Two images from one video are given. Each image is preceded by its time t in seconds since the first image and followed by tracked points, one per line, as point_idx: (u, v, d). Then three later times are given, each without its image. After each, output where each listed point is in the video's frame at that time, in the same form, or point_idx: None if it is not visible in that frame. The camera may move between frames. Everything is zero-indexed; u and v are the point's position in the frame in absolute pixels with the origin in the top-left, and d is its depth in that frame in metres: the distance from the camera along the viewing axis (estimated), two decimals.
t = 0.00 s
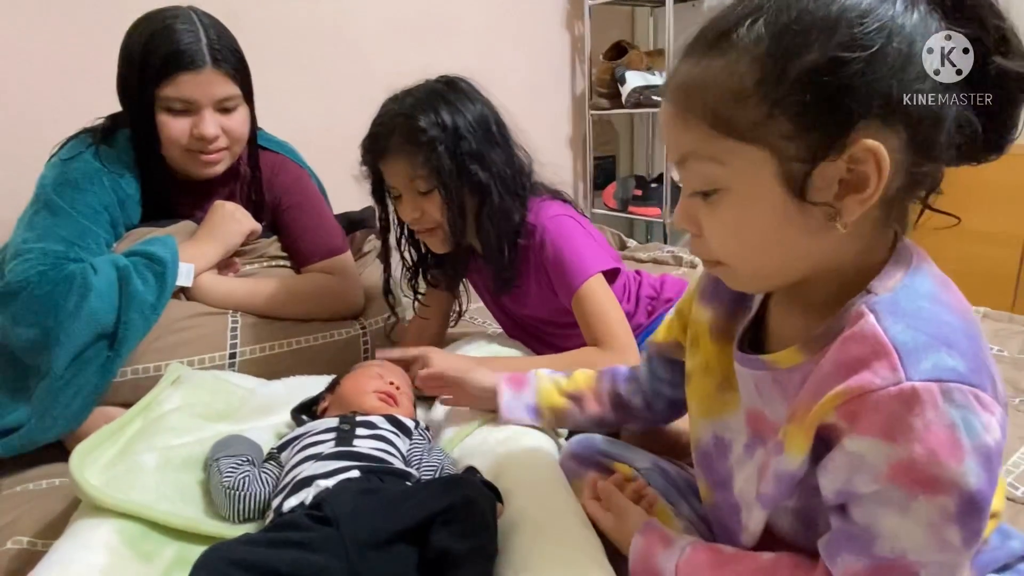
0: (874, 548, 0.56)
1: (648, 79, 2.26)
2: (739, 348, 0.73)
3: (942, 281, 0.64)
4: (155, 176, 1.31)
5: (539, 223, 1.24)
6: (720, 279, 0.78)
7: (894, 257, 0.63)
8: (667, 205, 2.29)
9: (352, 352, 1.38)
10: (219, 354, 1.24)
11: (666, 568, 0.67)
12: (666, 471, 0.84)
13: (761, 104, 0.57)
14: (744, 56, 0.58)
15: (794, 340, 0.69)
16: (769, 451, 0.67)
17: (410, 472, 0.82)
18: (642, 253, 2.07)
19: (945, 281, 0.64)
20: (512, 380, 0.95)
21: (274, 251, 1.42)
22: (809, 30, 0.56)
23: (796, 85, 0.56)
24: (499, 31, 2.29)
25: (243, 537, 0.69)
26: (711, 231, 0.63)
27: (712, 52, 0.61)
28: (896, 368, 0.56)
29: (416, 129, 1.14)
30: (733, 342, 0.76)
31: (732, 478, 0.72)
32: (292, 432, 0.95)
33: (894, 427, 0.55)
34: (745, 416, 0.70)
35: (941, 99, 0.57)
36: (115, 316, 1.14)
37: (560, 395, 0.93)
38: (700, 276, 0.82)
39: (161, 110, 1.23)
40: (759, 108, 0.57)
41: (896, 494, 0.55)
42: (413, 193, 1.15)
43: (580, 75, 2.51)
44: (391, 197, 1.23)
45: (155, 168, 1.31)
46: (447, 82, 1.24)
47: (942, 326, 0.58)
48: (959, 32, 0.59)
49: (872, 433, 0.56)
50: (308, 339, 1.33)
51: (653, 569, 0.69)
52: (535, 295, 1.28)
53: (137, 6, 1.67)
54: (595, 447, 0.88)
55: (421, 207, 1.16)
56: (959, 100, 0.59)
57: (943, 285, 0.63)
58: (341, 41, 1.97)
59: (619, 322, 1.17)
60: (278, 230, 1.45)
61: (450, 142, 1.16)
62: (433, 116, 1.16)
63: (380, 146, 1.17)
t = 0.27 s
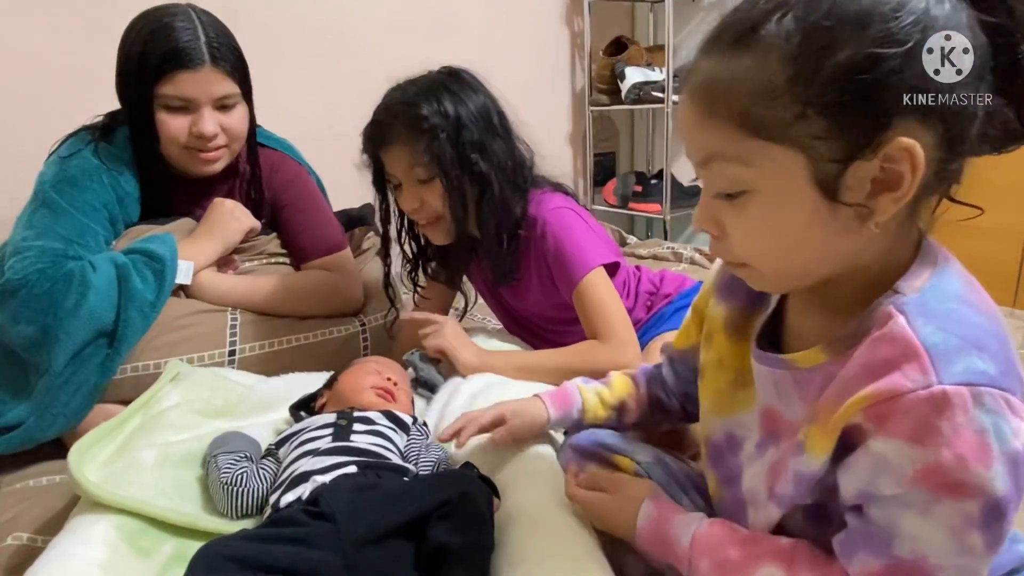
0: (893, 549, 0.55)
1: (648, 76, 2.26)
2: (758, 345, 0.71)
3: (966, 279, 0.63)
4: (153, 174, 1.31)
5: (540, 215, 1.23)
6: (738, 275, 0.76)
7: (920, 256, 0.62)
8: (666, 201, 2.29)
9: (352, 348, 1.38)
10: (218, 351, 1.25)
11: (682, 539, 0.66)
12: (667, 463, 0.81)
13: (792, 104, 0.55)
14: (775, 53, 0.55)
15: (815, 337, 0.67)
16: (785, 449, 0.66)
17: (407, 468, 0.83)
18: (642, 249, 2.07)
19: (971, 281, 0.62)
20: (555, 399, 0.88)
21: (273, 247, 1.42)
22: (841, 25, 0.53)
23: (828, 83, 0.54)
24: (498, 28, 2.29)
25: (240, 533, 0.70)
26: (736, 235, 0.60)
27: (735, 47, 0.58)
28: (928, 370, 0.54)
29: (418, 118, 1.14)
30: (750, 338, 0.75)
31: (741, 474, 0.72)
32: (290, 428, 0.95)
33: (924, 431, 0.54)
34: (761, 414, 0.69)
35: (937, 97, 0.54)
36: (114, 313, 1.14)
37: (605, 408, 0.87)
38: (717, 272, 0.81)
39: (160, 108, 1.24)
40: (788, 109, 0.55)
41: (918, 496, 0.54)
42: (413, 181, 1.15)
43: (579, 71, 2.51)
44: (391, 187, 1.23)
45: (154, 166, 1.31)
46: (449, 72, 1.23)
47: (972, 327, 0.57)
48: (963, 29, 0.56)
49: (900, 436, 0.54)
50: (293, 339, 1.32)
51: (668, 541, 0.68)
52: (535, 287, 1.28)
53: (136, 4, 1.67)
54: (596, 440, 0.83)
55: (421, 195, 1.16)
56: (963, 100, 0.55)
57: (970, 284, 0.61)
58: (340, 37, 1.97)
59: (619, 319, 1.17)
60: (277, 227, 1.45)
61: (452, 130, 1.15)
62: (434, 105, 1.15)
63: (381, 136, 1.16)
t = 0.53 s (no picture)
0: (895, 532, 0.55)
1: (646, 72, 2.25)
2: (768, 340, 0.71)
3: (979, 273, 0.62)
4: (151, 171, 1.31)
5: (541, 207, 1.24)
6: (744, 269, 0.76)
7: (931, 248, 0.61)
8: (666, 197, 2.29)
9: (351, 346, 1.38)
10: (216, 350, 1.24)
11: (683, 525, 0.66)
12: (665, 456, 0.81)
13: (820, 105, 0.54)
14: (803, 52, 0.54)
15: (827, 331, 0.67)
16: (799, 442, 0.65)
17: (406, 463, 0.82)
18: (641, 245, 2.06)
19: (984, 276, 0.62)
20: (539, 403, 0.86)
21: (272, 245, 1.42)
22: (870, 24, 0.53)
23: (856, 83, 0.53)
24: (496, 24, 2.28)
25: (239, 529, 0.69)
26: (755, 235, 0.59)
27: (758, 42, 0.57)
28: (947, 360, 0.53)
29: (434, 91, 1.16)
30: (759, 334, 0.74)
31: (747, 468, 0.72)
32: (289, 425, 0.95)
33: (940, 421, 0.53)
34: (769, 411, 0.69)
35: (935, 95, 0.53)
36: (112, 312, 1.14)
37: (590, 407, 0.87)
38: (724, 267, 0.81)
39: (156, 105, 1.23)
40: (815, 110, 0.54)
41: (927, 484, 0.53)
42: (420, 155, 1.17)
43: (578, 67, 2.51)
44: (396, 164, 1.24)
45: (152, 164, 1.31)
46: (467, 62, 1.25)
47: (989, 319, 0.56)
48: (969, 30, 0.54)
49: (915, 425, 0.54)
50: (282, 338, 1.31)
51: (665, 525, 0.67)
52: (534, 283, 1.27)
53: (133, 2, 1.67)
54: (596, 436, 0.83)
55: (426, 172, 1.17)
56: (965, 99, 0.54)
57: (983, 279, 0.61)
58: (338, 35, 1.97)
59: (616, 313, 1.17)
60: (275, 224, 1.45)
61: (462, 111, 1.16)
62: (449, 84, 1.17)
63: (393, 107, 1.18)
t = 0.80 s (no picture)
0: (839, 481, 0.57)
1: (644, 69, 2.26)
2: (754, 324, 0.70)
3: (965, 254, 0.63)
4: (149, 169, 1.31)
5: (540, 204, 1.24)
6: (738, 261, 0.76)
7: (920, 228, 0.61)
8: (664, 194, 2.29)
9: (350, 343, 1.38)
10: (215, 347, 1.24)
11: (625, 478, 0.69)
12: (662, 451, 0.81)
13: (826, 117, 0.54)
14: (812, 64, 0.54)
15: (808, 306, 0.67)
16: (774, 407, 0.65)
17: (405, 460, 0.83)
18: (640, 243, 2.06)
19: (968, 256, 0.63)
20: (522, 401, 0.86)
21: (270, 243, 1.42)
22: (876, 36, 0.53)
23: (864, 93, 0.53)
24: (494, 22, 2.28)
25: (239, 526, 0.69)
26: (756, 238, 0.59)
27: (765, 49, 0.57)
28: (914, 327, 0.55)
29: (453, 81, 1.17)
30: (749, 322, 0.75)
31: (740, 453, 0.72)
32: (288, 422, 0.95)
33: (900, 382, 0.54)
34: (759, 392, 0.69)
35: (936, 96, 0.53)
36: (110, 310, 1.14)
37: (576, 401, 0.87)
38: (719, 257, 0.82)
39: (153, 102, 1.23)
40: (822, 121, 0.54)
41: (879, 439, 0.55)
42: (433, 142, 1.18)
43: (577, 66, 2.51)
44: (405, 151, 1.25)
45: (149, 163, 1.31)
46: (482, 58, 1.26)
47: (963, 291, 0.57)
48: (969, 27, 0.54)
49: (879, 385, 0.55)
50: (294, 333, 1.32)
51: (611, 480, 0.71)
52: (531, 278, 1.27)
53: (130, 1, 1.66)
54: (594, 429, 0.83)
55: (440, 160, 1.18)
56: (965, 99, 0.54)
57: (966, 258, 0.62)
58: (336, 33, 1.96)
59: (613, 309, 1.17)
60: (273, 222, 1.45)
61: (479, 103, 1.18)
62: (466, 74, 1.19)
63: (409, 93, 1.19)
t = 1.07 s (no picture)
0: (808, 448, 0.58)
1: (641, 67, 2.26)
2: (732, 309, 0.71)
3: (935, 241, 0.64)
4: (145, 169, 1.31)
5: (535, 203, 1.24)
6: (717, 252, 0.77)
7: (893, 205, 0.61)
8: (662, 192, 2.29)
9: (348, 341, 1.38)
10: (213, 346, 1.24)
11: (610, 462, 0.69)
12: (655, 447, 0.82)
13: (828, 127, 0.54)
14: (811, 75, 0.54)
15: (784, 290, 0.66)
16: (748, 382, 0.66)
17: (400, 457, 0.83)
18: (637, 241, 2.06)
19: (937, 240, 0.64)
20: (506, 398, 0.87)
21: (267, 242, 1.42)
22: (874, 50, 0.53)
23: (865, 104, 0.54)
24: (491, 21, 2.28)
25: (235, 522, 0.70)
26: (750, 240, 0.59)
27: (765, 61, 0.56)
28: (870, 295, 0.57)
29: (457, 79, 1.17)
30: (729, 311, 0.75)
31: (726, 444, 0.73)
32: (284, 420, 0.95)
33: (859, 349, 0.56)
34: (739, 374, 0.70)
35: (933, 102, 0.55)
36: (107, 309, 1.14)
37: (561, 399, 0.87)
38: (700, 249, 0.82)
39: (147, 101, 1.23)
40: (824, 131, 0.54)
41: (843, 406, 0.56)
42: (436, 140, 1.18)
43: (574, 64, 2.51)
44: (405, 147, 1.24)
45: (145, 162, 1.31)
46: (487, 56, 1.26)
47: (923, 264, 0.59)
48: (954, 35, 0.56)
49: (840, 352, 0.57)
50: (297, 330, 1.32)
51: (597, 464, 0.71)
52: (525, 278, 1.28)
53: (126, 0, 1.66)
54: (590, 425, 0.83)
55: (442, 158, 1.18)
56: (953, 100, 0.56)
57: (933, 239, 0.63)
58: (332, 32, 1.96)
59: (608, 308, 1.17)
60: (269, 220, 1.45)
61: (484, 103, 1.18)
62: (470, 72, 1.18)
63: (411, 89, 1.18)
